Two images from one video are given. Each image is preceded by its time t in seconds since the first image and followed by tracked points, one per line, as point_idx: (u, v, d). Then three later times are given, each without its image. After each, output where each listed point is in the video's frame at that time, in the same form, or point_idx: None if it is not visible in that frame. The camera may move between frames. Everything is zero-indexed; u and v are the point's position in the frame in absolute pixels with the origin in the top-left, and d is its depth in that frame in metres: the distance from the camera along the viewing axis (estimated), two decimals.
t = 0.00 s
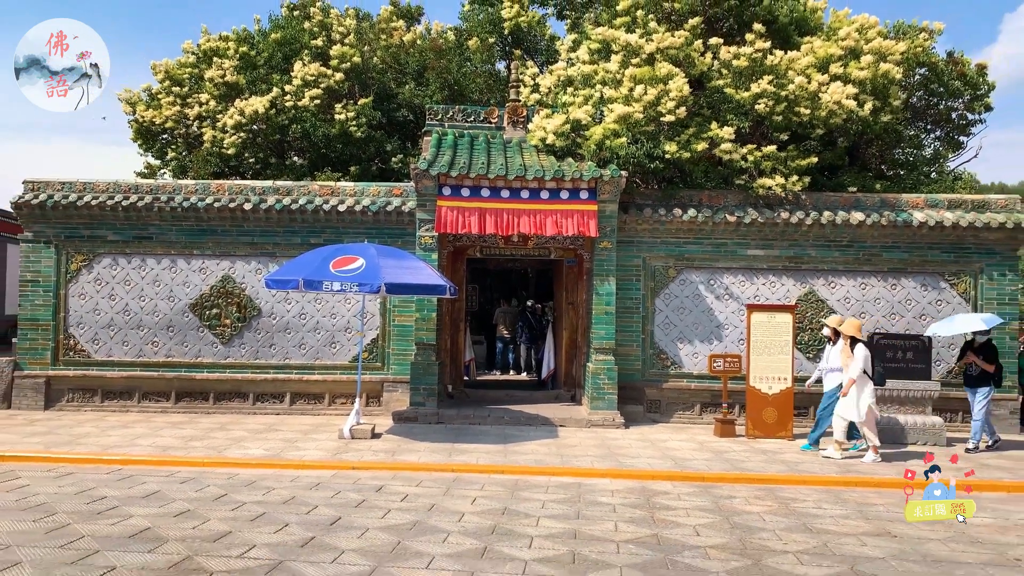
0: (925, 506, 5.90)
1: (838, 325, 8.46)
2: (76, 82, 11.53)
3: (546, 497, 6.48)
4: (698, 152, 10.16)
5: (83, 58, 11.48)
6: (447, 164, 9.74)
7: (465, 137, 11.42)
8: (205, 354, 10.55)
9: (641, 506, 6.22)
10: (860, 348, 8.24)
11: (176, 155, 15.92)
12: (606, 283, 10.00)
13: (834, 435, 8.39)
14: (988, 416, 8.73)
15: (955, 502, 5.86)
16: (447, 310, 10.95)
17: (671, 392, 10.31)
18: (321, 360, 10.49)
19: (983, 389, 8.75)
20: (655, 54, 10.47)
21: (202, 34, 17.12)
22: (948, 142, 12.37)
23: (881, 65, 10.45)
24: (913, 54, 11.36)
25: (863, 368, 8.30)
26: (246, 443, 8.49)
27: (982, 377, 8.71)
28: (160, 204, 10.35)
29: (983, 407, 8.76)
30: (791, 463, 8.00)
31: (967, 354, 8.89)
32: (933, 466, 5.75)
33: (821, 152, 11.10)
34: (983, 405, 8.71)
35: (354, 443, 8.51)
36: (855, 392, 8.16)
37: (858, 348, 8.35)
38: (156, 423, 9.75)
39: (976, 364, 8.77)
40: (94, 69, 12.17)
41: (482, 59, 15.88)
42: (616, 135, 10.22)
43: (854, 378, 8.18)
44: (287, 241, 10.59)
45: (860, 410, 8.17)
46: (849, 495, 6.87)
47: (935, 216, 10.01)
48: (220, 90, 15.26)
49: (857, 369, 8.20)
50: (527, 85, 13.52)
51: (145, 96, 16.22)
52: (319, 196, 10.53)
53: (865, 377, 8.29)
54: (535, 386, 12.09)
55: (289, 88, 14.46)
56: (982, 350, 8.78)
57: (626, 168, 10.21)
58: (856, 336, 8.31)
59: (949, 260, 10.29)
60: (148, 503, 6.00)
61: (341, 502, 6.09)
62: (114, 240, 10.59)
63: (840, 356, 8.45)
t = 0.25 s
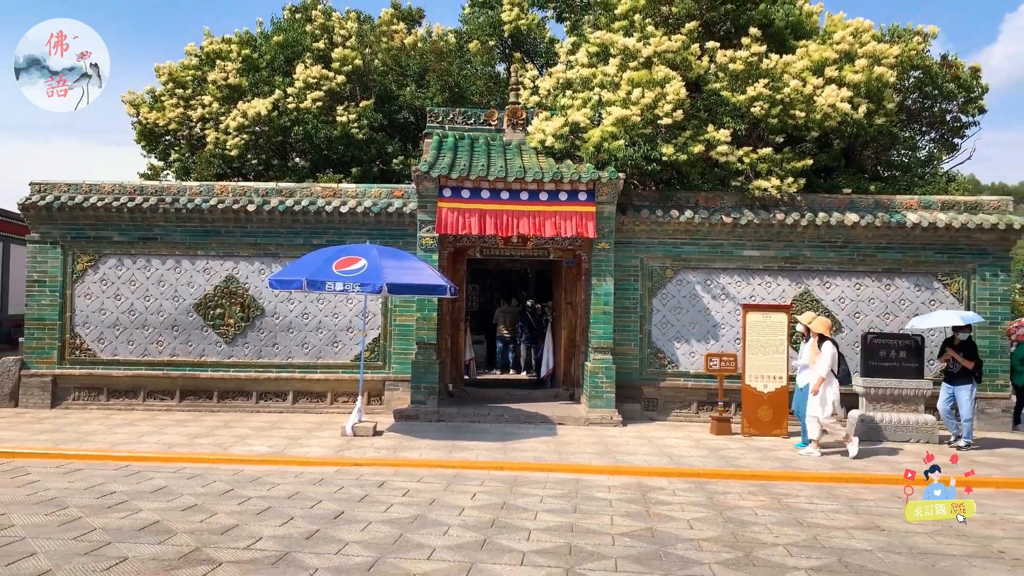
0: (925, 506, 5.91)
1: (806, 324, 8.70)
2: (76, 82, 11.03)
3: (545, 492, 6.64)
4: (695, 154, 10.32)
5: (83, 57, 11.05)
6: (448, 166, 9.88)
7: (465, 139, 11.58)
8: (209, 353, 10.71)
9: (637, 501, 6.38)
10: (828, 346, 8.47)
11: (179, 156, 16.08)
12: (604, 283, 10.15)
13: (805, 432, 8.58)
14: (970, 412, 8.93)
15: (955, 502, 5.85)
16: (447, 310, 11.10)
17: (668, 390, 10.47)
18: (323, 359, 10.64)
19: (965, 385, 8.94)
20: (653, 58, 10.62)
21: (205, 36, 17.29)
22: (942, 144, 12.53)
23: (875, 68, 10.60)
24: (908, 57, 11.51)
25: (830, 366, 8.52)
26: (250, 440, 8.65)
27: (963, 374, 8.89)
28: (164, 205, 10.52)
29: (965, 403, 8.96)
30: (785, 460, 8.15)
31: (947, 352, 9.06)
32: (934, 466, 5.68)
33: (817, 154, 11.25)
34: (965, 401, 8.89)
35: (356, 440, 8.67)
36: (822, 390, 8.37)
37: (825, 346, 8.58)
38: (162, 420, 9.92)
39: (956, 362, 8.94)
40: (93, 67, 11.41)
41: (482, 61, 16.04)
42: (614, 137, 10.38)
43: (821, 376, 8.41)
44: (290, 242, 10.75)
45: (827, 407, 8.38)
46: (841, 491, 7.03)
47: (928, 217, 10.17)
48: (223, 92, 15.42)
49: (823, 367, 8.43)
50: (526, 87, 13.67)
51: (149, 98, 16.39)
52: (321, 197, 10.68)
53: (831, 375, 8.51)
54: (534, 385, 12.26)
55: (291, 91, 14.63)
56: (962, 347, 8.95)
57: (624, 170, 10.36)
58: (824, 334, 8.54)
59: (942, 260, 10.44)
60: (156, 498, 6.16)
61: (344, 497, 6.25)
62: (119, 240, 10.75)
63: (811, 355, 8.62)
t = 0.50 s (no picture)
0: (925, 506, 5.95)
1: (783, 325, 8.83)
2: (76, 81, 10.95)
3: (544, 489, 6.79)
4: (693, 156, 10.46)
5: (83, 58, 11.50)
6: (449, 169, 10.02)
7: (466, 142, 11.72)
8: (213, 353, 10.85)
9: (633, 498, 6.53)
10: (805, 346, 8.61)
11: (182, 158, 16.23)
12: (602, 284, 10.29)
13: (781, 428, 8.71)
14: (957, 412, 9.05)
15: (954, 502, 5.91)
16: (448, 310, 11.24)
17: (666, 390, 10.61)
18: (325, 359, 10.79)
19: (949, 386, 9.07)
20: (651, 62, 10.76)
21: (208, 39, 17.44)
22: (937, 146, 12.67)
23: (870, 71, 10.75)
24: (902, 60, 11.66)
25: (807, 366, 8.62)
26: (254, 438, 8.80)
27: (948, 373, 9.03)
28: (169, 207, 10.67)
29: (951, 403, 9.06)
30: (779, 458, 8.30)
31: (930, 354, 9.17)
32: (935, 466, 5.66)
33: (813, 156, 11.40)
34: (952, 401, 9.00)
35: (358, 438, 8.82)
36: (803, 389, 8.49)
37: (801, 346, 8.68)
38: (167, 419, 10.06)
39: (940, 362, 9.07)
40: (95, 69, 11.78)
41: (483, 64, 16.19)
42: (612, 140, 10.53)
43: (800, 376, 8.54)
44: (292, 243, 10.89)
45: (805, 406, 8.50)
46: (834, 488, 7.17)
47: (922, 219, 10.32)
48: (226, 95, 15.58)
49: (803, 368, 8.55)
50: (526, 90, 13.80)
51: (152, 100, 16.54)
52: (323, 199, 10.83)
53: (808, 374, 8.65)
54: (533, 384, 12.40)
55: (293, 93, 14.78)
56: (944, 347, 9.11)
57: (622, 172, 10.51)
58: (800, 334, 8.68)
59: (935, 261, 10.59)
60: (164, 494, 6.31)
61: (348, 493, 6.40)
62: (124, 242, 10.90)
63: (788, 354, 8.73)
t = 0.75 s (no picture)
0: (925, 506, 5.84)
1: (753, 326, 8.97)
2: (76, 81, 11.42)
3: (543, 484, 6.96)
4: (690, 159, 10.63)
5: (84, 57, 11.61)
6: (450, 171, 10.19)
7: (466, 144, 11.89)
8: (217, 352, 11.02)
9: (630, 493, 6.70)
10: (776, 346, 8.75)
11: (186, 159, 16.39)
12: (601, 284, 10.46)
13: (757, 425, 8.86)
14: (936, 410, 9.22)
15: (955, 502, 5.78)
16: (449, 310, 11.40)
17: (663, 388, 10.78)
18: (328, 358, 10.96)
19: (929, 383, 9.26)
20: (649, 65, 10.92)
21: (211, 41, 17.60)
22: (933, 148, 12.83)
23: (865, 75, 10.91)
24: (897, 64, 11.82)
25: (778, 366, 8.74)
26: (259, 436, 8.97)
27: (927, 371, 9.21)
28: (175, 209, 10.84)
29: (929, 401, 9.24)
30: (774, 455, 8.47)
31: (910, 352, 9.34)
32: (935, 469, 5.48)
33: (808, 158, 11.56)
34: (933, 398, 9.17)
35: (361, 436, 8.99)
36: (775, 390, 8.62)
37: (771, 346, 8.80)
38: (172, 417, 10.23)
39: (921, 359, 9.25)
40: (93, 68, 11.97)
41: (483, 66, 16.35)
42: (611, 142, 10.70)
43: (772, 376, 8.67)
44: (296, 244, 11.05)
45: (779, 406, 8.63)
46: (827, 484, 7.34)
47: (916, 220, 10.48)
48: (229, 97, 15.74)
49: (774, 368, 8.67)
50: (526, 92, 13.96)
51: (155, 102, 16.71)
52: (326, 201, 10.99)
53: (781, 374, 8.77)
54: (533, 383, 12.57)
55: (296, 96, 14.95)
56: (923, 345, 9.33)
57: (621, 174, 10.67)
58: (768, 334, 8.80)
59: (929, 262, 10.75)
60: (173, 489, 6.48)
61: (352, 488, 6.56)
62: (130, 243, 11.07)
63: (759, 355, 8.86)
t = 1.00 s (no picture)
0: (925, 506, 5.72)
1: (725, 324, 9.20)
2: (76, 81, 11.50)
3: (542, 481, 7.11)
4: (687, 161, 10.79)
5: (83, 58, 11.58)
6: (450, 173, 10.34)
7: (466, 147, 12.05)
8: (221, 352, 11.17)
9: (627, 490, 6.86)
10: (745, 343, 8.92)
11: (189, 161, 16.56)
12: (599, 285, 10.62)
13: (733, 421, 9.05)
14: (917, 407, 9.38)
15: (955, 502, 5.62)
16: (450, 310, 11.56)
17: (661, 388, 10.93)
18: (331, 358, 11.11)
19: (913, 381, 9.34)
20: (646, 69, 11.08)
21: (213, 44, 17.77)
22: (927, 150, 12.98)
23: (859, 79, 11.07)
24: (891, 67, 11.98)
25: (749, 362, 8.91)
26: (263, 434, 9.13)
27: (912, 370, 9.26)
28: (179, 210, 10.99)
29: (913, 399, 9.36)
30: (769, 453, 8.62)
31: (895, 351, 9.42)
32: (934, 466, 5.36)
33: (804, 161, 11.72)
34: (915, 396, 9.29)
35: (363, 434, 9.15)
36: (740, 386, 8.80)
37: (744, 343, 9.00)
38: (177, 416, 10.38)
39: (905, 359, 9.32)
40: (94, 68, 12.08)
41: (483, 69, 16.51)
42: (609, 145, 10.86)
43: (739, 372, 8.86)
44: (298, 245, 11.21)
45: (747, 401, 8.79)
46: (820, 481, 7.50)
47: (910, 222, 10.64)
48: (232, 99, 15.89)
49: (741, 364, 8.85)
50: (526, 95, 14.11)
51: (159, 104, 16.88)
52: (328, 203, 11.15)
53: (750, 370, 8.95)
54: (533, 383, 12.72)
55: (298, 98, 15.11)
56: (908, 344, 9.36)
57: (619, 176, 10.83)
58: (741, 332, 8.99)
59: (923, 263, 10.90)
60: (180, 485, 6.63)
61: (355, 485, 6.72)
62: (135, 244, 11.23)
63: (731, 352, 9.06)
